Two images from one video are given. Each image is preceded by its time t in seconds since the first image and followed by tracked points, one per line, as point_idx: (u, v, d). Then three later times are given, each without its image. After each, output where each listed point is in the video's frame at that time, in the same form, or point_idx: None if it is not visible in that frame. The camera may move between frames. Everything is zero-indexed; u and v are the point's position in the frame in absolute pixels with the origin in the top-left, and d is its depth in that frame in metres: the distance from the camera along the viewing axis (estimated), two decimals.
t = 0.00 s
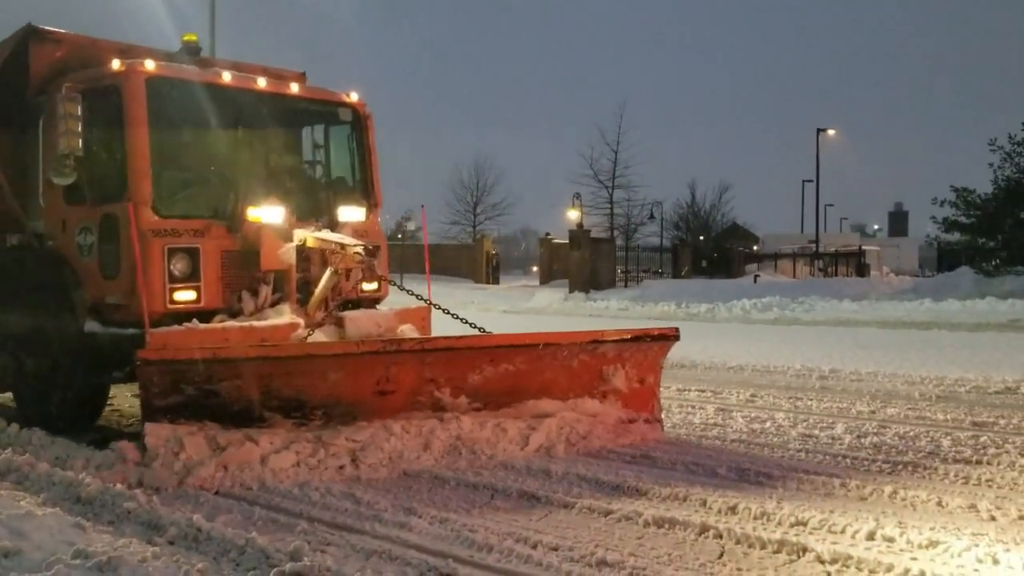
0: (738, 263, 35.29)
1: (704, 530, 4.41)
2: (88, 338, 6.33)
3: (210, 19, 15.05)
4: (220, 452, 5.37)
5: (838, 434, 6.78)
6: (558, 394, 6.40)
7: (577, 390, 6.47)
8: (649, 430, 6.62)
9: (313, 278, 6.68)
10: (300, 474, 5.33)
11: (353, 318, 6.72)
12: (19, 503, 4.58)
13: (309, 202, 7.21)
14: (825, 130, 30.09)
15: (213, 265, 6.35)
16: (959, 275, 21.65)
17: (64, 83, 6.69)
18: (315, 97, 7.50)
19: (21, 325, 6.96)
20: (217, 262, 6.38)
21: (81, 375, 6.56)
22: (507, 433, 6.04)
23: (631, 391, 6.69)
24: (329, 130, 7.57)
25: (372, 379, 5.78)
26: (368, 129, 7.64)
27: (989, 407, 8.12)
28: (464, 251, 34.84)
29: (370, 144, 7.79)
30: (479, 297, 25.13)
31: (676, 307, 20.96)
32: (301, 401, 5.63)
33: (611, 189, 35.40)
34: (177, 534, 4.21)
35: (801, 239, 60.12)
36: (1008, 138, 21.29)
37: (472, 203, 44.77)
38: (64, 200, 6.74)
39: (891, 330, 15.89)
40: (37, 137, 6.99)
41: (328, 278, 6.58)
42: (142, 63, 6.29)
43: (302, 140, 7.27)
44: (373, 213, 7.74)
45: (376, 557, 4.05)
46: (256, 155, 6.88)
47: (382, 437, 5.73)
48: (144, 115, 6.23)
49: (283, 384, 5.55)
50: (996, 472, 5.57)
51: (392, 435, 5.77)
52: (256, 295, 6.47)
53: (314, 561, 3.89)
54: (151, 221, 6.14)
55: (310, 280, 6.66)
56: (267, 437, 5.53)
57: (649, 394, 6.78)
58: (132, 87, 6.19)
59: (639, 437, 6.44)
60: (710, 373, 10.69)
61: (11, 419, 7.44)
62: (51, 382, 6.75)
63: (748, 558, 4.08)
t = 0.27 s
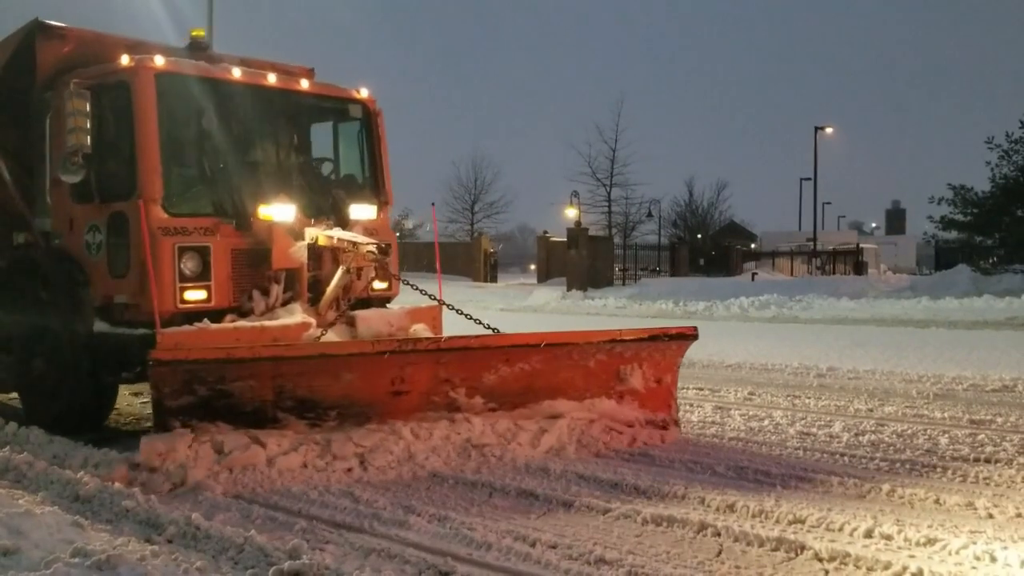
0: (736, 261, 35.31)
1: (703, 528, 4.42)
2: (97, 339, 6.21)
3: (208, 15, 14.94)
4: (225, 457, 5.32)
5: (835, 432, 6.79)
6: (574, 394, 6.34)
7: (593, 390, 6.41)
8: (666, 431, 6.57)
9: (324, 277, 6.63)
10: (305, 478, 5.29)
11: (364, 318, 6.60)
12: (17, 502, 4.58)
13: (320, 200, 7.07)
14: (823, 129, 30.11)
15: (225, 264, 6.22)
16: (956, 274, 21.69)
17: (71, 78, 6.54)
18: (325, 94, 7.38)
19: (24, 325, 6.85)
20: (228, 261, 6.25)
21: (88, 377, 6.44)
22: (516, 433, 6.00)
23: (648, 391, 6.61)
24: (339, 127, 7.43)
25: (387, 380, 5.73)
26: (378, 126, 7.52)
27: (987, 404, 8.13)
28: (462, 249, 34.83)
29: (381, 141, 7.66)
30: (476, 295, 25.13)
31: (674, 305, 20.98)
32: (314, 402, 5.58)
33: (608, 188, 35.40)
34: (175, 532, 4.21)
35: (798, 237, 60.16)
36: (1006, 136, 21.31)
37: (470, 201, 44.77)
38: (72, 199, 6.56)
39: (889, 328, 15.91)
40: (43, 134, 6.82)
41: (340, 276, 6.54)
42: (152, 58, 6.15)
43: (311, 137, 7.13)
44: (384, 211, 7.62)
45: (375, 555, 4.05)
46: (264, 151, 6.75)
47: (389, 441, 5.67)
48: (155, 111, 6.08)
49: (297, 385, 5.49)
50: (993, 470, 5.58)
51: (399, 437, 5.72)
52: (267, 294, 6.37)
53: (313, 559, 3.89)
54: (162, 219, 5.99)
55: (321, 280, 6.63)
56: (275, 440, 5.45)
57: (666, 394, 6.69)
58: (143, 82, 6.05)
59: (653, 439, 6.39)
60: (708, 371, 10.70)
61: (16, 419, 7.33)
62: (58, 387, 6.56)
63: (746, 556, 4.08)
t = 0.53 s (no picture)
0: (733, 259, 35.33)
1: (700, 527, 4.42)
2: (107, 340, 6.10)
3: (206, 10, 14.87)
4: (228, 460, 5.24)
5: (832, 430, 6.80)
6: (591, 394, 6.34)
7: (610, 391, 6.41)
8: (684, 431, 6.54)
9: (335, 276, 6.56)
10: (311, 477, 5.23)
11: (375, 318, 6.51)
12: (14, 501, 4.57)
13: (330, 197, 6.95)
14: (821, 127, 30.10)
15: (235, 263, 6.09)
16: (953, 272, 21.73)
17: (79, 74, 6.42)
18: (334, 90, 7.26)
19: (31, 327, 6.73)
20: (239, 260, 6.13)
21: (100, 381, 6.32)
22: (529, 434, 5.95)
23: (665, 392, 6.60)
24: (348, 124, 7.31)
25: (402, 380, 5.74)
26: (388, 122, 7.41)
27: (984, 403, 8.15)
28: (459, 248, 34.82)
29: (391, 138, 7.55)
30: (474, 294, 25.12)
31: (671, 303, 20.98)
32: (328, 403, 5.59)
33: (606, 186, 35.38)
34: (172, 531, 4.21)
35: (795, 235, 60.19)
36: (1003, 135, 21.32)
37: (468, 199, 44.74)
38: (81, 195, 6.45)
39: (886, 326, 15.94)
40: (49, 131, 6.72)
41: (352, 275, 6.45)
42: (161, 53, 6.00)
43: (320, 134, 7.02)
44: (395, 208, 7.50)
45: (373, 554, 4.05)
46: (274, 148, 6.63)
47: (397, 444, 5.62)
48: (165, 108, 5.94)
49: (311, 386, 5.49)
50: (990, 468, 5.59)
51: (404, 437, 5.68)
52: (278, 294, 6.25)
53: (310, 558, 3.88)
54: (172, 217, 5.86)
55: (333, 279, 6.57)
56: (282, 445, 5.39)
57: (684, 395, 6.67)
58: (153, 78, 5.90)
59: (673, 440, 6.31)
60: (705, 369, 10.71)
61: (20, 420, 7.23)
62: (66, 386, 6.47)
63: (743, 555, 4.09)
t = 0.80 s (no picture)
0: (732, 258, 35.34)
1: (698, 525, 4.43)
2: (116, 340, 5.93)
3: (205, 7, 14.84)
4: (234, 465, 5.14)
5: (831, 429, 6.81)
6: (609, 395, 6.24)
7: (629, 392, 6.29)
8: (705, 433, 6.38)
9: (348, 275, 6.41)
10: (319, 478, 5.14)
11: (389, 318, 6.36)
12: (13, 500, 4.57)
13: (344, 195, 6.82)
14: (820, 126, 30.09)
15: (248, 262, 6.00)
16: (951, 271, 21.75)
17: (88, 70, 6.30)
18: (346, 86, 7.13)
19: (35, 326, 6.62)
20: (252, 258, 6.03)
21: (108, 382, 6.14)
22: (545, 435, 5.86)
23: (685, 393, 6.46)
24: (360, 120, 7.21)
25: (419, 381, 5.66)
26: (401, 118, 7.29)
27: (983, 401, 8.15)
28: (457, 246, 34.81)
29: (403, 135, 7.44)
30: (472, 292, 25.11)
31: (670, 302, 20.99)
32: (344, 404, 5.50)
33: (605, 184, 35.37)
34: (171, 530, 4.22)
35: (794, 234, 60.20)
36: (1001, 133, 21.32)
37: (467, 197, 44.74)
38: (91, 193, 6.29)
39: (884, 325, 15.96)
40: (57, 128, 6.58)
41: (367, 274, 6.33)
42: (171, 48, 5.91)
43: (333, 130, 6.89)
44: (408, 206, 7.39)
45: (371, 553, 4.06)
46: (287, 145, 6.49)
47: (408, 445, 5.50)
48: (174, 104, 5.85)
49: (326, 386, 5.41)
50: (989, 467, 5.59)
51: (414, 440, 5.56)
52: (292, 293, 6.15)
53: (309, 557, 3.88)
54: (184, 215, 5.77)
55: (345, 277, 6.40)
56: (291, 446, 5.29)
57: (704, 396, 6.52)
58: (163, 74, 5.80)
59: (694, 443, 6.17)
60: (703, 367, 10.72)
61: (25, 422, 7.07)
62: (76, 388, 6.29)
63: (741, 553, 4.09)
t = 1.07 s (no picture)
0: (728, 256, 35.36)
1: (695, 524, 4.43)
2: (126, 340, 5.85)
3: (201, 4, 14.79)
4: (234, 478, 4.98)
5: (828, 427, 6.82)
6: (626, 396, 6.20)
7: (646, 393, 6.27)
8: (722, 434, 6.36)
9: (359, 275, 6.39)
10: (325, 478, 5.10)
11: (400, 318, 6.33)
12: (10, 499, 4.56)
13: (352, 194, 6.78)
14: (818, 124, 30.09)
15: (259, 261, 5.90)
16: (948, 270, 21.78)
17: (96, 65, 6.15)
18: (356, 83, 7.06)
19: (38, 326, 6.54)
20: (263, 258, 5.93)
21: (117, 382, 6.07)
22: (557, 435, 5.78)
23: (702, 394, 6.45)
24: (370, 118, 7.15)
25: (434, 381, 5.60)
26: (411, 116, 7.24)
27: (979, 400, 8.16)
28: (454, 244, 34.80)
29: (413, 133, 7.38)
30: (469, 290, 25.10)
31: (666, 300, 21.00)
32: (358, 405, 5.43)
33: (602, 183, 35.36)
34: (168, 529, 4.22)
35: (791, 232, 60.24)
36: (999, 132, 21.34)
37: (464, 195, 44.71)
38: (99, 192, 6.19)
39: (880, 323, 15.98)
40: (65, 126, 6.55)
41: (378, 274, 6.31)
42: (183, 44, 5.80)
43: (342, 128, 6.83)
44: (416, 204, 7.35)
45: (369, 552, 4.06)
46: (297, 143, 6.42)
47: (417, 449, 5.40)
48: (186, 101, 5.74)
49: (341, 388, 5.34)
50: (985, 465, 5.60)
51: (423, 443, 5.46)
52: (303, 293, 6.07)
53: (306, 556, 3.88)
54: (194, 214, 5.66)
55: (356, 277, 6.37)
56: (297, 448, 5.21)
57: (721, 397, 6.52)
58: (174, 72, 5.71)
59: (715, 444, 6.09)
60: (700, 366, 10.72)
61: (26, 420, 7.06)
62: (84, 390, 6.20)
63: (737, 552, 4.10)
